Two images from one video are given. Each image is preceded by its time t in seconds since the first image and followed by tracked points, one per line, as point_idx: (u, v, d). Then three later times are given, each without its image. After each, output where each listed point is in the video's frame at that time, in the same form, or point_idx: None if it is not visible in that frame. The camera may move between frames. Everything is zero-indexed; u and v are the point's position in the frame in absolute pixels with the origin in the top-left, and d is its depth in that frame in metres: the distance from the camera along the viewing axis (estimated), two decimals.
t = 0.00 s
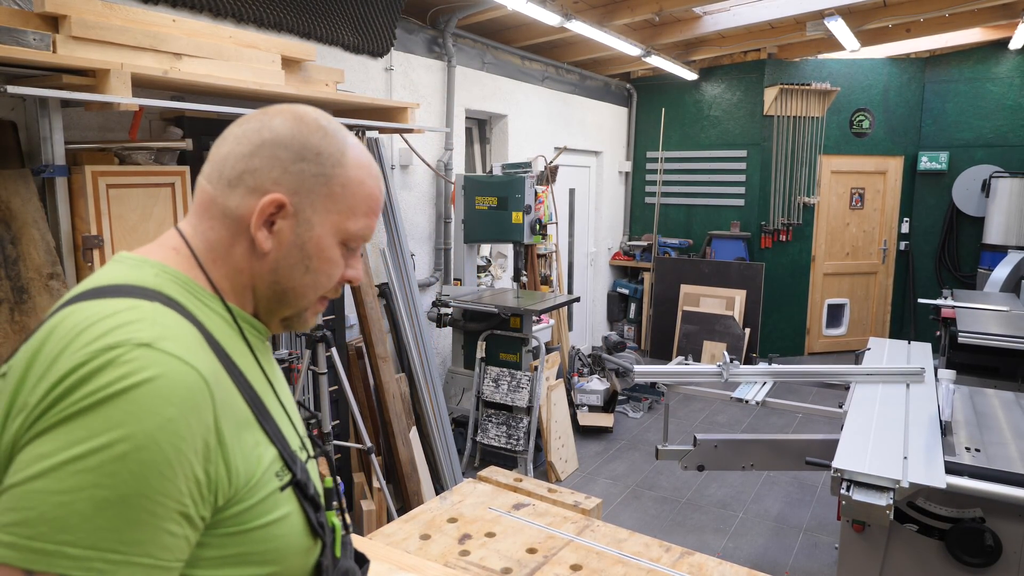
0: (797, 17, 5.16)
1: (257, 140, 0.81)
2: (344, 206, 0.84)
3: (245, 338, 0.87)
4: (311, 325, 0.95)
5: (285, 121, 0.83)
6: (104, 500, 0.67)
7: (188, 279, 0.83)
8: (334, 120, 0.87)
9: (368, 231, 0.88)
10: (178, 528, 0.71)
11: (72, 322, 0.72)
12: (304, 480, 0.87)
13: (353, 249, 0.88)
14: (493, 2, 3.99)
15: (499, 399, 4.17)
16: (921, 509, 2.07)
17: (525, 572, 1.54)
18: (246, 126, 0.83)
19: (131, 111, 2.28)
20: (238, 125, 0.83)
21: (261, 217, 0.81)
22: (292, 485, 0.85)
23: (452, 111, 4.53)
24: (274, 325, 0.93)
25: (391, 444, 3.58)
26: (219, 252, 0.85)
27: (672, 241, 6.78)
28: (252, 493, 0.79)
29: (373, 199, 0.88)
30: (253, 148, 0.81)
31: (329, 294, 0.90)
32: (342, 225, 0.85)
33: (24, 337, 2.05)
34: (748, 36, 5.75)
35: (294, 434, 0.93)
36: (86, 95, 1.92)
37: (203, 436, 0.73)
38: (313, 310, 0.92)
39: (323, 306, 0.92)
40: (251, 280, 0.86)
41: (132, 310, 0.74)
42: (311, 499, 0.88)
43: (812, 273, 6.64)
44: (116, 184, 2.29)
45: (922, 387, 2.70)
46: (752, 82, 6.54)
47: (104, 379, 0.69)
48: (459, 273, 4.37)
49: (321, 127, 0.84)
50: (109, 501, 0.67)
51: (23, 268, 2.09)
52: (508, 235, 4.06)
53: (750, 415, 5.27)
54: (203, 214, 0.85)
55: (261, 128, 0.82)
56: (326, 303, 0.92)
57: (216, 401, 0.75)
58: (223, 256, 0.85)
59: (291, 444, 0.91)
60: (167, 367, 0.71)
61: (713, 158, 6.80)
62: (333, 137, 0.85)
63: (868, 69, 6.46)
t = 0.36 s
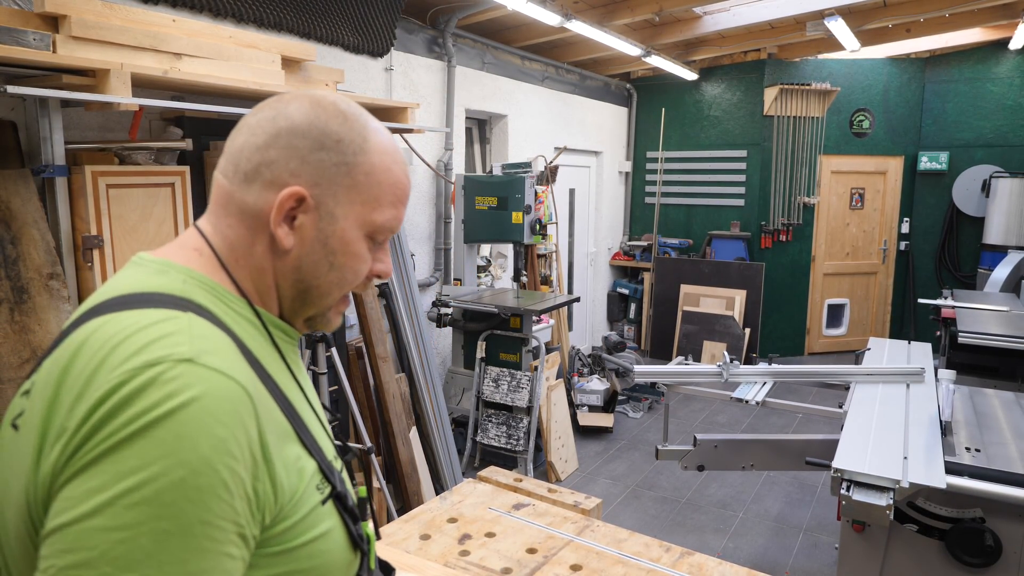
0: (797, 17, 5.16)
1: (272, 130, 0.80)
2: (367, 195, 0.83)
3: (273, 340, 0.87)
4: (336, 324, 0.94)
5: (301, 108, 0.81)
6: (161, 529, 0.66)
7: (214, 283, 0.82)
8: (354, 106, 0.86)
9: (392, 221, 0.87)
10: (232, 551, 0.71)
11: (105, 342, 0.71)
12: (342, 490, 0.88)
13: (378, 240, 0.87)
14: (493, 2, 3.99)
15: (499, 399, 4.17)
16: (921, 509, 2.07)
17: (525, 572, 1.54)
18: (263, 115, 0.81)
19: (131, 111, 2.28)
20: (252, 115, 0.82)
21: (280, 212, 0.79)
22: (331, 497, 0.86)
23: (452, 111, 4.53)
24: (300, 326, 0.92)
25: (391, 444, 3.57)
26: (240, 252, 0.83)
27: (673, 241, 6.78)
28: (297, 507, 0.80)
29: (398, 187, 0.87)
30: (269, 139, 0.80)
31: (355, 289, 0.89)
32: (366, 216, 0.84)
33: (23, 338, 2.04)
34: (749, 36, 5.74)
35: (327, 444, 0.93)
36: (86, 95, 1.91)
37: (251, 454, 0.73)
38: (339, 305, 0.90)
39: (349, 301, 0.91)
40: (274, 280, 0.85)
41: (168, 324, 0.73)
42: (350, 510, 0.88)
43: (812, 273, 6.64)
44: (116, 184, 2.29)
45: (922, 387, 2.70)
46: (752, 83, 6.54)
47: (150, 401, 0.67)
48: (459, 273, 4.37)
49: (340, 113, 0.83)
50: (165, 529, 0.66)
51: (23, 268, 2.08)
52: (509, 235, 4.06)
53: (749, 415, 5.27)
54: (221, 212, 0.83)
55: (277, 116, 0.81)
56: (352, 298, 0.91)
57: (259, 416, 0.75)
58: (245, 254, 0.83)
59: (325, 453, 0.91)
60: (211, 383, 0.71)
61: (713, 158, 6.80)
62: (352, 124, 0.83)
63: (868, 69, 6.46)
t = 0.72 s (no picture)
0: (797, 17, 5.16)
1: (292, 135, 0.81)
2: (388, 207, 0.85)
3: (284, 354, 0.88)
4: (352, 333, 0.95)
5: (323, 113, 0.82)
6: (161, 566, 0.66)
7: (223, 295, 0.83)
8: (376, 111, 0.87)
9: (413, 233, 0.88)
10: None
11: (110, 365, 0.71)
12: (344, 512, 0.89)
13: (396, 253, 0.89)
14: (492, 2, 3.99)
15: (499, 399, 4.17)
16: (921, 509, 2.07)
17: (525, 572, 1.54)
18: (282, 118, 0.82)
19: (132, 111, 2.28)
20: (269, 120, 0.83)
21: (299, 222, 0.80)
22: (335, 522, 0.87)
23: (452, 111, 4.53)
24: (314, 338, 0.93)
25: (390, 444, 3.57)
26: (255, 262, 0.84)
27: (673, 241, 6.79)
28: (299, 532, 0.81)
29: (421, 195, 0.89)
30: (289, 144, 0.81)
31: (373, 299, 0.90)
32: (389, 226, 0.85)
33: (23, 338, 2.04)
34: (749, 36, 5.74)
35: (333, 463, 0.94)
36: (86, 95, 1.91)
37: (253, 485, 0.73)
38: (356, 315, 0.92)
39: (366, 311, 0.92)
40: (289, 291, 0.86)
41: (174, 347, 0.73)
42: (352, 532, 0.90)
43: (812, 273, 6.63)
44: (116, 184, 2.29)
45: (922, 387, 2.70)
46: (752, 83, 6.55)
47: (154, 434, 0.67)
48: (459, 273, 4.37)
49: (363, 119, 0.84)
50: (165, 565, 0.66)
51: (23, 268, 2.08)
52: (508, 235, 4.05)
53: (750, 415, 5.27)
54: (236, 220, 0.84)
55: (297, 120, 0.82)
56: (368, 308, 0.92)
57: (264, 444, 0.75)
58: (261, 263, 0.84)
59: (331, 472, 0.92)
60: (214, 414, 0.70)
61: (712, 158, 6.81)
62: (375, 130, 0.84)
63: (868, 69, 6.46)
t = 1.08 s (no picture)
0: (797, 17, 5.16)
1: (195, 145, 0.70)
2: (299, 224, 0.72)
3: (227, 351, 0.81)
4: (293, 337, 0.85)
5: (228, 118, 0.70)
6: None
7: (154, 295, 0.75)
8: (294, 111, 0.73)
9: (334, 249, 0.75)
10: None
11: (28, 370, 0.65)
12: (302, 498, 0.82)
13: (318, 268, 0.76)
14: (493, 2, 3.99)
15: (499, 399, 4.17)
16: (921, 509, 2.07)
17: (525, 572, 1.54)
18: (192, 120, 0.72)
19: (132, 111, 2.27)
20: (182, 122, 0.72)
21: (200, 238, 0.71)
22: (291, 507, 0.81)
23: (452, 112, 4.54)
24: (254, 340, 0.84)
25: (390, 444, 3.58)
26: (174, 267, 0.76)
27: (672, 241, 6.78)
28: (251, 524, 0.75)
29: (342, 209, 0.74)
30: (190, 154, 0.70)
31: (301, 312, 0.79)
32: (300, 244, 0.72)
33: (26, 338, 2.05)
34: (749, 36, 5.74)
35: (289, 448, 0.87)
36: (86, 95, 1.91)
37: (187, 487, 0.67)
38: (289, 326, 0.82)
39: (298, 321, 0.81)
40: (209, 303, 0.77)
41: (90, 353, 0.66)
42: (312, 516, 0.83)
43: (812, 273, 6.63)
44: (116, 184, 2.30)
45: (922, 388, 2.70)
46: (752, 83, 6.53)
47: (70, 448, 0.62)
48: (459, 273, 4.37)
49: (269, 126, 0.71)
50: None
51: (23, 268, 2.08)
52: (509, 235, 4.06)
53: (749, 415, 5.27)
54: (157, 222, 0.76)
55: (201, 128, 0.70)
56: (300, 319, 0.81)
57: (198, 446, 0.69)
58: (177, 271, 0.76)
59: (287, 458, 0.85)
60: (132, 422, 0.64)
61: (713, 158, 6.80)
62: (284, 139, 0.71)
63: (868, 69, 6.46)
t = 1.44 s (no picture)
0: (797, 17, 5.16)
1: (180, 147, 0.70)
2: (281, 229, 0.71)
3: (222, 354, 0.81)
4: (285, 339, 0.85)
5: (211, 120, 0.70)
6: None
7: (147, 296, 0.75)
8: (280, 113, 0.72)
9: (319, 255, 0.74)
10: None
11: (23, 374, 0.66)
12: (300, 499, 0.82)
13: (305, 274, 0.75)
14: (492, 2, 4.00)
15: (499, 399, 4.18)
16: (921, 510, 2.08)
17: (525, 572, 1.54)
18: (180, 122, 0.72)
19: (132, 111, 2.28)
20: (171, 122, 0.73)
21: (183, 241, 0.71)
22: (289, 508, 0.81)
23: (452, 111, 4.53)
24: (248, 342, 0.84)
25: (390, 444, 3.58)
26: (163, 268, 0.77)
27: (672, 241, 6.79)
28: (248, 526, 0.75)
29: (327, 215, 0.73)
30: (176, 157, 0.71)
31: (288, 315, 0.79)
32: (283, 250, 0.72)
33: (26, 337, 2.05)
34: (749, 36, 5.74)
35: (287, 450, 0.87)
36: (86, 95, 1.91)
37: (183, 489, 0.67)
38: (281, 329, 0.81)
39: (288, 324, 0.81)
40: (197, 304, 0.77)
41: (84, 357, 0.66)
42: (310, 517, 0.84)
43: (812, 273, 6.63)
44: (116, 184, 2.31)
45: (922, 388, 2.70)
46: (752, 82, 6.53)
47: (64, 453, 0.62)
48: (459, 273, 4.37)
49: (253, 129, 0.70)
50: None
51: (23, 268, 2.08)
52: (508, 235, 4.06)
53: (749, 415, 5.27)
54: (148, 223, 0.76)
55: (186, 130, 0.70)
56: (290, 322, 0.81)
57: (194, 447, 0.69)
58: (167, 272, 0.76)
59: (285, 460, 0.85)
60: (126, 425, 0.64)
61: (713, 159, 6.80)
62: (267, 143, 0.70)
63: (868, 69, 6.46)
